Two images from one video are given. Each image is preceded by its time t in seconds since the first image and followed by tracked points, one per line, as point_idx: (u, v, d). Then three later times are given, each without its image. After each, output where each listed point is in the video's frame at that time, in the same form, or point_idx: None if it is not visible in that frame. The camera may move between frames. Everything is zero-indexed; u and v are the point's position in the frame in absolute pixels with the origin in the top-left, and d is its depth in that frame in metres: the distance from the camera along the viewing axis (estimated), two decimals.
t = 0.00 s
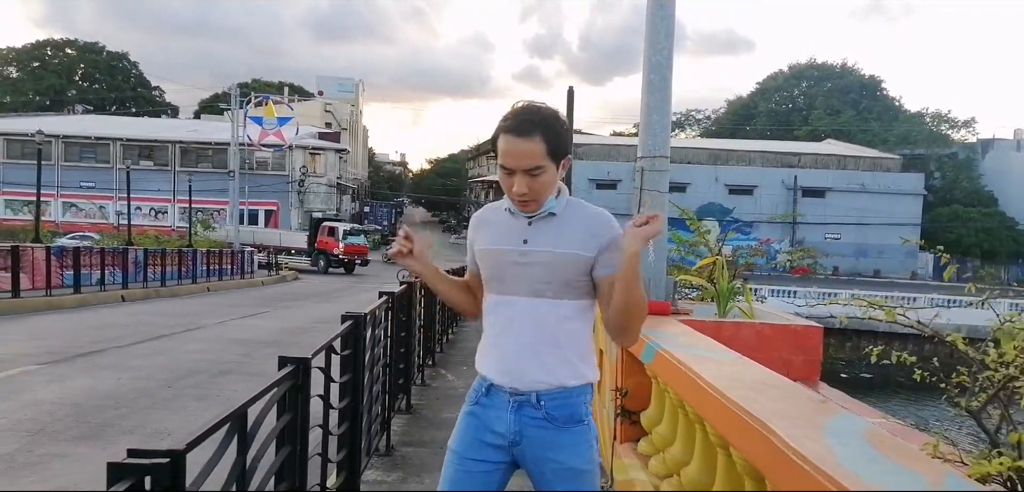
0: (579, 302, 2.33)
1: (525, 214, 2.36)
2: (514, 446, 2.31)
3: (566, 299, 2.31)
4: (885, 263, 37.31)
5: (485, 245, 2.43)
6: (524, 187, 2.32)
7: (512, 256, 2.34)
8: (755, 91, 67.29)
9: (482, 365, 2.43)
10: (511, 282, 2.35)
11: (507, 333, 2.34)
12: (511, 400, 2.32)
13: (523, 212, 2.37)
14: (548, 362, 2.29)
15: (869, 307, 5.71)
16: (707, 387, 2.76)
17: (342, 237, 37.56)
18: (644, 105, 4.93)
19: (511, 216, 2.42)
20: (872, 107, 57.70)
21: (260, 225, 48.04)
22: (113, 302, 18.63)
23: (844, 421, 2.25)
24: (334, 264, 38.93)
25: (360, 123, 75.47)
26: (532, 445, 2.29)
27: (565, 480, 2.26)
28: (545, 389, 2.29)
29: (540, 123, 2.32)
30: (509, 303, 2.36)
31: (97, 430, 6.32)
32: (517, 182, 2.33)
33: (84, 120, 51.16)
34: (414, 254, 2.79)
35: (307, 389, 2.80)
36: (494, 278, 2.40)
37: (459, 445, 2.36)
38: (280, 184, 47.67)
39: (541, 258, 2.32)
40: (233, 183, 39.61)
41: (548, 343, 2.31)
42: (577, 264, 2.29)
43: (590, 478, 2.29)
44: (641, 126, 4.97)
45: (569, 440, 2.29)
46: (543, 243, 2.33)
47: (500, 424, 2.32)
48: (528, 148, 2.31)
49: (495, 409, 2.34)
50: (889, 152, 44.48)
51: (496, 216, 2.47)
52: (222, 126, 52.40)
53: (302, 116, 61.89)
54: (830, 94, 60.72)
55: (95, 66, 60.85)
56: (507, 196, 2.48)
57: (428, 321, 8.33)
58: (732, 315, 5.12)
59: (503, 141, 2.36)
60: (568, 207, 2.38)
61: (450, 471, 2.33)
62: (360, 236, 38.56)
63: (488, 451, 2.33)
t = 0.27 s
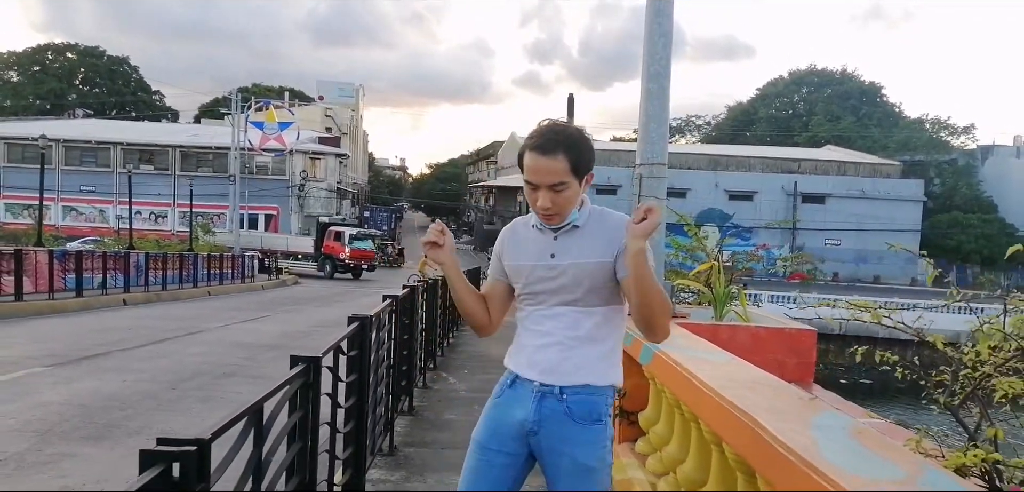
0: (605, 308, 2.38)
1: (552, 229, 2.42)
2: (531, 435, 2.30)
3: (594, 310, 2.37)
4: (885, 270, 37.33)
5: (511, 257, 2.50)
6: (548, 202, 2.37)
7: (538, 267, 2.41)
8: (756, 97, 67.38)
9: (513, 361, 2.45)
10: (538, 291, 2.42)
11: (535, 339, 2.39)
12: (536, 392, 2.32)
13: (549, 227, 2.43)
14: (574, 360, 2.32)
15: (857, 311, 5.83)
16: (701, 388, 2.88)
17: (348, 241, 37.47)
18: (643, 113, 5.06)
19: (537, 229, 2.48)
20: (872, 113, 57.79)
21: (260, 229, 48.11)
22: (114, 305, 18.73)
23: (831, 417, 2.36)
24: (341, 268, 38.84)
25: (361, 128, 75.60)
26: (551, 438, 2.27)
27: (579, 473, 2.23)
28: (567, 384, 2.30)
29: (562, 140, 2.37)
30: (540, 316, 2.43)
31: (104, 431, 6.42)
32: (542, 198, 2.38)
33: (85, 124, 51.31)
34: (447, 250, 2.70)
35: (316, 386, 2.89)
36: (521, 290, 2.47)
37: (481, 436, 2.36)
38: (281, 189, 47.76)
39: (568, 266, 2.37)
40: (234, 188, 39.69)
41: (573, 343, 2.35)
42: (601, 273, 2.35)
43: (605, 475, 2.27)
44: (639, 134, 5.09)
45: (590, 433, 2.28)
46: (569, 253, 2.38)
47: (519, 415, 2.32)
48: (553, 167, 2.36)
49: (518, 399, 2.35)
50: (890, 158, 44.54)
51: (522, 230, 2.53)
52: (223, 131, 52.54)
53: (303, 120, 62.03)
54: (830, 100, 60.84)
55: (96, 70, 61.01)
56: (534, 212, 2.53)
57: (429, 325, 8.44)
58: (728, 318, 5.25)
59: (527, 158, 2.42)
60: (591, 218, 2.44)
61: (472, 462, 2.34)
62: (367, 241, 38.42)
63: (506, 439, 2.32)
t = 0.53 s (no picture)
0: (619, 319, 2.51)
1: (576, 234, 2.55)
2: (553, 435, 2.43)
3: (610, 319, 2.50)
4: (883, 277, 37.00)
5: (532, 255, 2.63)
6: (573, 208, 2.50)
7: (558, 272, 2.53)
8: (753, 105, 67.62)
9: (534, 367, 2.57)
10: (554, 298, 2.54)
11: (555, 340, 2.51)
12: (558, 396, 2.46)
13: (573, 234, 2.56)
14: (594, 365, 2.46)
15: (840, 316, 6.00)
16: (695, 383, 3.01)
17: (352, 248, 37.16)
18: (639, 122, 5.20)
19: (559, 236, 2.61)
20: (869, 121, 58.00)
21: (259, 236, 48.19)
22: (115, 312, 18.84)
23: (817, 409, 2.49)
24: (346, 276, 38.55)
25: (360, 135, 75.79)
26: (573, 437, 2.41)
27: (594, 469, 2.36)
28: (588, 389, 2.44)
29: (592, 152, 2.49)
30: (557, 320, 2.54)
31: (110, 432, 6.53)
32: (569, 205, 2.51)
33: (85, 131, 51.47)
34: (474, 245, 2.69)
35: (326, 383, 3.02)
36: (539, 293, 2.58)
37: (505, 431, 2.49)
38: (280, 196, 47.89)
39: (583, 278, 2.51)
40: (233, 195, 39.79)
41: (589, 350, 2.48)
42: (616, 284, 2.49)
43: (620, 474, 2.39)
44: (637, 143, 5.23)
45: (607, 434, 2.42)
46: (589, 261, 2.52)
47: (541, 414, 2.45)
48: (581, 176, 2.50)
49: (540, 399, 2.48)
50: (887, 166, 44.69)
51: (543, 234, 2.66)
52: (222, 138, 52.72)
53: (302, 128, 62.22)
54: (827, 108, 61.07)
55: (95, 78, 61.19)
56: (557, 218, 2.66)
57: (430, 330, 8.55)
58: (724, 321, 5.36)
59: (556, 163, 2.55)
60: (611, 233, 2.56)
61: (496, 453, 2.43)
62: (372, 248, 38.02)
63: (528, 436, 2.45)
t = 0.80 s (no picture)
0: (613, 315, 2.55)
1: (571, 243, 2.58)
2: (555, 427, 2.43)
3: (604, 314, 2.55)
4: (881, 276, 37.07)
5: (530, 264, 2.62)
6: (574, 218, 2.54)
7: (556, 276, 2.56)
8: (752, 105, 67.80)
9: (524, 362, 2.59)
10: (553, 302, 2.57)
11: (553, 343, 2.52)
12: (555, 389, 2.48)
13: (568, 241, 2.59)
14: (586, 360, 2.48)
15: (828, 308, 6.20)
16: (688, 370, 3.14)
17: (356, 248, 37.17)
18: (635, 121, 5.31)
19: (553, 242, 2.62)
20: (867, 121, 58.14)
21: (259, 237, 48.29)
22: (117, 312, 18.95)
23: (804, 393, 2.61)
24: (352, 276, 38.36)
25: (359, 136, 75.94)
26: (573, 425, 2.42)
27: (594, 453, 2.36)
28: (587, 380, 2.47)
29: (593, 165, 2.56)
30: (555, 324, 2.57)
31: (119, 427, 6.65)
32: (569, 215, 2.55)
33: (85, 133, 51.57)
34: (486, 254, 2.67)
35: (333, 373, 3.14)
36: (539, 296, 2.59)
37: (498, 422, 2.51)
38: (280, 197, 48.01)
39: (582, 279, 2.54)
40: (233, 196, 39.90)
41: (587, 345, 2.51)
42: (613, 282, 2.54)
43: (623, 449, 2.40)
44: (633, 141, 5.34)
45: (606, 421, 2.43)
46: (586, 266, 2.56)
47: (542, 403, 2.46)
48: (582, 188, 2.55)
49: (538, 392, 2.49)
50: (884, 166, 44.84)
51: (536, 240, 2.66)
52: (223, 139, 52.83)
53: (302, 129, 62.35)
54: (825, 108, 61.23)
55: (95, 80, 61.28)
56: (551, 225, 2.68)
57: (432, 327, 8.69)
58: (719, 316, 5.48)
59: (559, 175, 2.59)
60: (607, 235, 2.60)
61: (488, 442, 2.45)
62: (378, 248, 37.89)
63: (527, 427, 2.45)
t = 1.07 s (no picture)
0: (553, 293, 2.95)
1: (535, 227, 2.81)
2: (524, 401, 2.77)
3: (547, 293, 2.92)
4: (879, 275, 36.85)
5: (500, 250, 2.78)
6: (547, 204, 2.75)
7: (519, 259, 2.81)
8: (752, 105, 67.81)
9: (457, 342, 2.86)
10: (514, 283, 2.81)
11: (511, 323, 2.80)
12: (516, 367, 2.79)
13: (529, 227, 2.81)
14: (534, 334, 2.85)
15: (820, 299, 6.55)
16: (679, 349, 3.16)
17: (360, 246, 36.85)
18: (630, 112, 5.39)
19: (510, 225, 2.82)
20: (867, 121, 58.13)
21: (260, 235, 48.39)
22: (118, 307, 19.05)
23: (786, 365, 2.66)
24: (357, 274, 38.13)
25: (359, 136, 75.99)
26: (535, 392, 2.79)
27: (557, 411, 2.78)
28: (536, 354, 2.86)
29: (568, 156, 2.78)
30: (509, 306, 2.84)
31: (120, 413, 6.74)
32: (545, 202, 2.75)
33: (86, 132, 51.64)
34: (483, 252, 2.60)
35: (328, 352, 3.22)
36: (495, 279, 2.80)
37: (462, 413, 2.69)
38: (280, 196, 48.10)
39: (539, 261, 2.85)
40: (234, 195, 39.97)
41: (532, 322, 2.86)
42: (559, 263, 2.92)
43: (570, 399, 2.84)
44: (626, 132, 5.42)
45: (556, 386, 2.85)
46: (542, 249, 2.86)
47: (508, 382, 2.76)
48: (559, 178, 2.75)
49: (501, 374, 2.77)
50: (884, 166, 44.85)
51: (491, 222, 2.81)
52: (223, 138, 52.94)
53: (302, 128, 62.44)
54: (825, 108, 61.23)
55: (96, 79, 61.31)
56: (510, 208, 2.84)
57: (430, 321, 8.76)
58: (712, 304, 5.53)
59: (535, 161, 2.74)
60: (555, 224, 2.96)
61: (460, 430, 2.63)
62: (384, 247, 37.42)
63: (495, 408, 2.72)
